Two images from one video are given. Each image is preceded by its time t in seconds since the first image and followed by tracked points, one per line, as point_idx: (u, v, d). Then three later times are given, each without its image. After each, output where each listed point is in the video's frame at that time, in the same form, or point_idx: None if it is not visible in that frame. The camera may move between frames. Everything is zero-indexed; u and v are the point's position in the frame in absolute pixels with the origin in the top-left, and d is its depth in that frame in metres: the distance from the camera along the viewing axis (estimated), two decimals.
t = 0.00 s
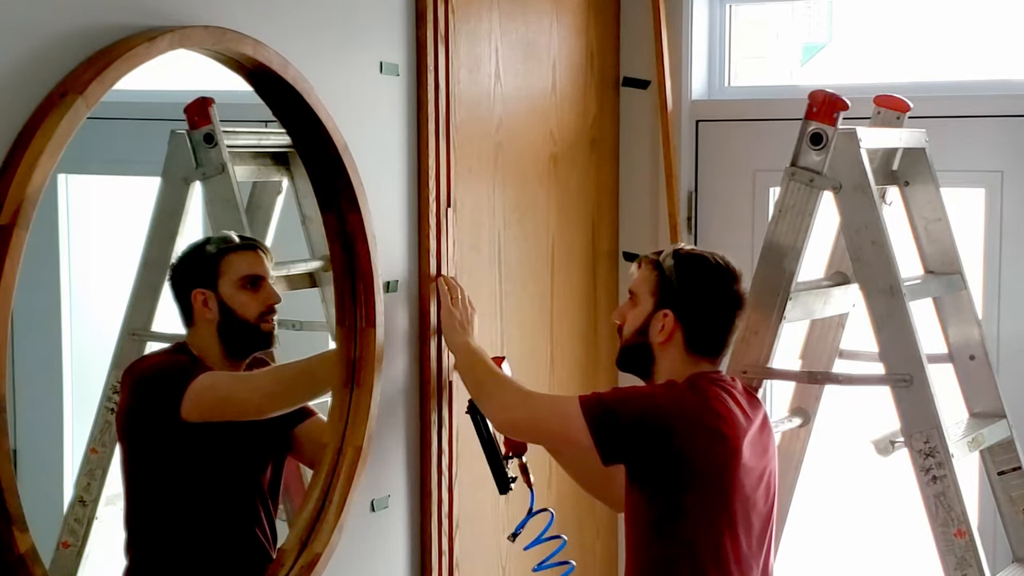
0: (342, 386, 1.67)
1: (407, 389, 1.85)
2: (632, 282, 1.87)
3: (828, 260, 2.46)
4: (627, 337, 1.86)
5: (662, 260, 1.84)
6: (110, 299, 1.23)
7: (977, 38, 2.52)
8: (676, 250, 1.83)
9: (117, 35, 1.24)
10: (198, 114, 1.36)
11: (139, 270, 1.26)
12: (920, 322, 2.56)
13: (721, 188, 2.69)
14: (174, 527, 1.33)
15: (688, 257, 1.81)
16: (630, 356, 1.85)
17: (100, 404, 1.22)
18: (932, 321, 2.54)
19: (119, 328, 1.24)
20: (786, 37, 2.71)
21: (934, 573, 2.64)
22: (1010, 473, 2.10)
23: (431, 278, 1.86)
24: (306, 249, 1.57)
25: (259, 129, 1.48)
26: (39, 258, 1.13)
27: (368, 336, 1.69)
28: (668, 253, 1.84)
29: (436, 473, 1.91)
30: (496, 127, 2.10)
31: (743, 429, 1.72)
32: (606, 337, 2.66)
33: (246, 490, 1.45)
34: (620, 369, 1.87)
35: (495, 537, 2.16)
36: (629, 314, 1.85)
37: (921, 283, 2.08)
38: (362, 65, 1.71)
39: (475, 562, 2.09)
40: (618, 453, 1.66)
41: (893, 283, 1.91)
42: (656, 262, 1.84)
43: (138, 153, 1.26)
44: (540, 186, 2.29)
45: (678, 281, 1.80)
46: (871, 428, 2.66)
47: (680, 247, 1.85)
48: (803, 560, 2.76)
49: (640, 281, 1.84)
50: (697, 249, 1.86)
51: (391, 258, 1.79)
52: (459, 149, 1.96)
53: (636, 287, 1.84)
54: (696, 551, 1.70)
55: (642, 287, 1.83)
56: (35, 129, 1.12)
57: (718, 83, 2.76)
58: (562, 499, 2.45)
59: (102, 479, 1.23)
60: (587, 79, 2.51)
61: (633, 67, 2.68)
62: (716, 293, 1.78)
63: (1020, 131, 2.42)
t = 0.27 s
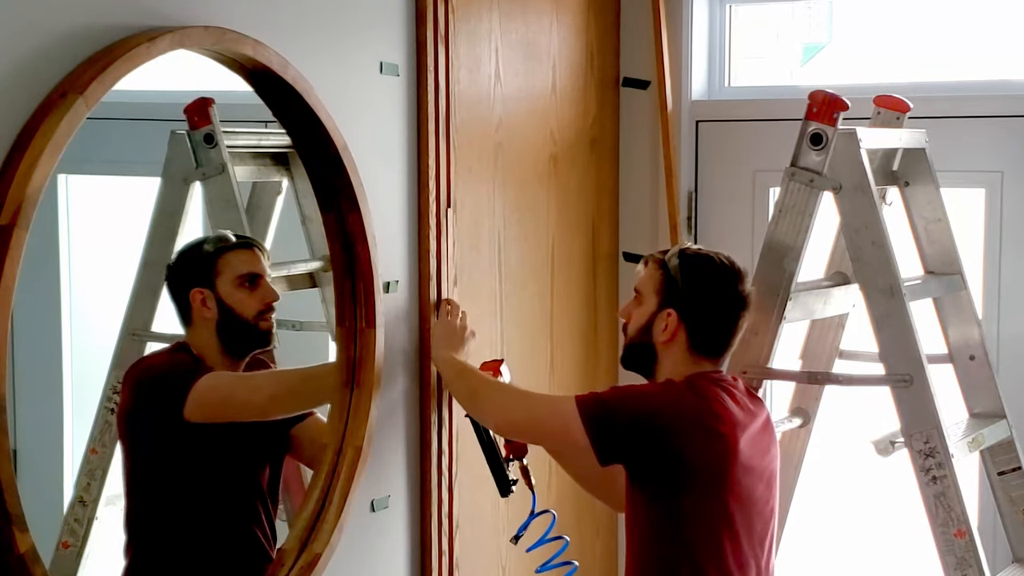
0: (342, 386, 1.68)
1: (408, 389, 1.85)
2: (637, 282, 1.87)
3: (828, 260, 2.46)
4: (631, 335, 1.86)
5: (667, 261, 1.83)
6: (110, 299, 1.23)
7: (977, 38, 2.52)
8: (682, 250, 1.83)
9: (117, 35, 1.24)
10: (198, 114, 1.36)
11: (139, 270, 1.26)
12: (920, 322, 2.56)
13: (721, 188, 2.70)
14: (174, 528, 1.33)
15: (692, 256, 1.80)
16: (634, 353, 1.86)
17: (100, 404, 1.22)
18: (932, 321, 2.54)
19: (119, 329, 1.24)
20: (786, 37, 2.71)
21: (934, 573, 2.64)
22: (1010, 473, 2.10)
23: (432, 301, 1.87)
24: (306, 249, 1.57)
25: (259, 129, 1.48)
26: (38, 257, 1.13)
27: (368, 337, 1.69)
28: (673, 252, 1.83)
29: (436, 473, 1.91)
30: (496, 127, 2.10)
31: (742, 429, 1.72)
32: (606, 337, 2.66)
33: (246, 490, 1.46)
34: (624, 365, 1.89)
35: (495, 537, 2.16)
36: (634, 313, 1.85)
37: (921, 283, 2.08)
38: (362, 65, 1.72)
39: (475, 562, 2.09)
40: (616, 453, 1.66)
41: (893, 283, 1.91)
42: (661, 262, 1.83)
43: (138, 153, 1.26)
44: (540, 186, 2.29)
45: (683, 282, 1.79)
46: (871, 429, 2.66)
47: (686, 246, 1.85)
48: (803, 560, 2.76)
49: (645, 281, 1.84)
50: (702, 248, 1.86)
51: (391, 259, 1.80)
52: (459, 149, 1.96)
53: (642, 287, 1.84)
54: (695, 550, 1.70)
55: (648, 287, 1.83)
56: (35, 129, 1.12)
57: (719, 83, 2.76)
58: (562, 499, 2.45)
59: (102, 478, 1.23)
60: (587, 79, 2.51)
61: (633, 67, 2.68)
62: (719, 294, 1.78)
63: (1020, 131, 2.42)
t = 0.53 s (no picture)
0: (342, 386, 1.68)
1: (408, 388, 1.85)
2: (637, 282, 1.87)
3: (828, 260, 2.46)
4: (630, 335, 1.86)
5: (666, 260, 1.83)
6: (110, 299, 1.23)
7: (977, 38, 2.52)
8: (681, 250, 1.83)
9: (117, 35, 1.24)
10: (198, 114, 1.36)
11: (139, 270, 1.26)
12: (920, 322, 2.56)
13: (721, 188, 2.70)
14: (176, 527, 1.33)
15: (692, 257, 1.80)
16: (633, 353, 1.86)
17: (100, 404, 1.22)
18: (932, 321, 2.53)
19: (119, 329, 1.24)
20: (786, 37, 2.71)
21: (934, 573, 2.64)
22: (1010, 473, 2.10)
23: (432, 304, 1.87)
24: (306, 249, 1.58)
25: (259, 129, 1.48)
26: (38, 257, 1.13)
27: (368, 336, 1.69)
28: (672, 252, 1.83)
29: (436, 474, 1.91)
30: (496, 127, 2.10)
31: (740, 430, 1.72)
32: (606, 337, 2.66)
33: (247, 491, 1.45)
34: (623, 365, 1.88)
35: (495, 537, 2.17)
36: (634, 313, 1.85)
37: (921, 283, 2.08)
38: (361, 65, 1.72)
39: (475, 562, 2.09)
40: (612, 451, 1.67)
41: (893, 283, 1.91)
42: (661, 262, 1.83)
43: (138, 153, 1.26)
44: (540, 186, 2.29)
45: (681, 282, 1.79)
46: (871, 429, 2.66)
47: (686, 245, 1.85)
48: (803, 560, 2.76)
49: (644, 281, 1.84)
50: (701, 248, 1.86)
51: (391, 258, 1.80)
52: (459, 150, 1.96)
53: (641, 286, 1.84)
54: (690, 550, 1.71)
55: (647, 287, 1.83)
56: (35, 129, 1.12)
57: (719, 82, 2.76)
58: (562, 499, 2.45)
59: (102, 479, 1.23)
60: (587, 79, 2.51)
61: (633, 67, 2.68)
62: (718, 294, 1.78)
63: (1020, 131, 2.42)
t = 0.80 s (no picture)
0: (342, 386, 1.68)
1: (408, 388, 1.85)
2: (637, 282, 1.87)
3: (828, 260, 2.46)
4: (630, 334, 1.86)
5: (666, 260, 1.83)
6: (111, 300, 1.23)
7: (978, 38, 2.52)
8: (682, 250, 1.83)
9: (118, 35, 1.24)
10: (198, 114, 1.36)
11: (139, 269, 1.26)
12: (920, 322, 2.56)
13: (721, 188, 2.70)
14: (177, 528, 1.33)
15: (691, 256, 1.81)
16: (632, 353, 1.86)
17: (100, 404, 1.22)
18: (932, 321, 2.53)
19: (119, 329, 1.24)
20: (786, 37, 2.71)
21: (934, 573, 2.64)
22: (1010, 473, 2.10)
23: (432, 310, 1.87)
24: (306, 249, 1.57)
25: (259, 129, 1.48)
26: (39, 257, 1.13)
27: (368, 336, 1.69)
28: (672, 252, 1.83)
29: (436, 474, 1.91)
30: (496, 127, 2.10)
31: (734, 429, 1.72)
32: (606, 337, 2.66)
33: (247, 491, 1.45)
34: (621, 365, 1.88)
35: (495, 537, 2.16)
36: (634, 313, 1.85)
37: (921, 283, 2.08)
38: (362, 65, 1.71)
39: (475, 562, 2.09)
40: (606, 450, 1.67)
41: (893, 283, 1.91)
42: (661, 262, 1.83)
43: (139, 153, 1.26)
44: (540, 186, 2.29)
45: (681, 282, 1.79)
46: (871, 428, 2.66)
47: (685, 245, 1.85)
48: (803, 560, 2.76)
49: (644, 280, 1.84)
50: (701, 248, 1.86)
51: (391, 258, 1.80)
52: (459, 149, 1.96)
53: (641, 286, 1.84)
54: (685, 548, 1.71)
55: (646, 286, 1.83)
56: (35, 129, 1.12)
57: (719, 82, 2.76)
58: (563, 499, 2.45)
59: (102, 478, 1.22)
60: (587, 79, 2.51)
61: (633, 67, 2.68)
62: (717, 294, 1.78)
63: (1020, 131, 2.42)
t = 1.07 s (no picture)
0: (343, 386, 1.68)
1: (408, 388, 1.85)
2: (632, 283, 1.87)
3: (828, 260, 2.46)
4: (627, 336, 1.86)
5: (663, 261, 1.83)
6: (111, 300, 1.23)
7: (978, 38, 2.52)
8: (677, 251, 1.83)
9: (117, 35, 1.24)
10: (198, 114, 1.36)
11: (139, 270, 1.26)
12: (920, 322, 2.56)
13: (721, 188, 2.69)
14: (177, 528, 1.33)
15: (688, 257, 1.81)
16: (630, 355, 1.86)
17: (100, 404, 1.22)
18: (932, 321, 2.53)
19: (119, 329, 1.24)
20: (786, 37, 2.71)
21: (934, 573, 2.64)
22: (1010, 473, 2.10)
23: (432, 311, 1.87)
24: (306, 249, 1.57)
25: (259, 129, 1.48)
26: (39, 257, 1.13)
27: (368, 336, 1.69)
28: (668, 253, 1.83)
29: (437, 474, 1.91)
30: (496, 127, 2.10)
31: (734, 428, 1.72)
32: (606, 337, 2.66)
33: (247, 491, 1.45)
34: (620, 367, 1.88)
35: (495, 537, 2.16)
36: (630, 315, 1.85)
37: (921, 283, 2.08)
38: (361, 65, 1.71)
39: (475, 562, 2.09)
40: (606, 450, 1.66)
41: (893, 283, 1.91)
42: (658, 263, 1.83)
43: (139, 154, 1.26)
44: (540, 186, 2.29)
45: (678, 283, 1.80)
46: (871, 428, 2.66)
47: (680, 246, 1.85)
48: (803, 561, 2.76)
49: (640, 282, 1.84)
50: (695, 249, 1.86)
51: (391, 258, 1.79)
52: (459, 150, 1.96)
53: (637, 287, 1.84)
54: (684, 549, 1.71)
55: (643, 288, 1.83)
56: (35, 129, 1.12)
57: (719, 82, 2.76)
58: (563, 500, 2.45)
59: (102, 478, 1.22)
60: (587, 79, 2.51)
61: (633, 67, 2.68)
62: (715, 294, 1.78)
63: (1020, 131, 2.42)
